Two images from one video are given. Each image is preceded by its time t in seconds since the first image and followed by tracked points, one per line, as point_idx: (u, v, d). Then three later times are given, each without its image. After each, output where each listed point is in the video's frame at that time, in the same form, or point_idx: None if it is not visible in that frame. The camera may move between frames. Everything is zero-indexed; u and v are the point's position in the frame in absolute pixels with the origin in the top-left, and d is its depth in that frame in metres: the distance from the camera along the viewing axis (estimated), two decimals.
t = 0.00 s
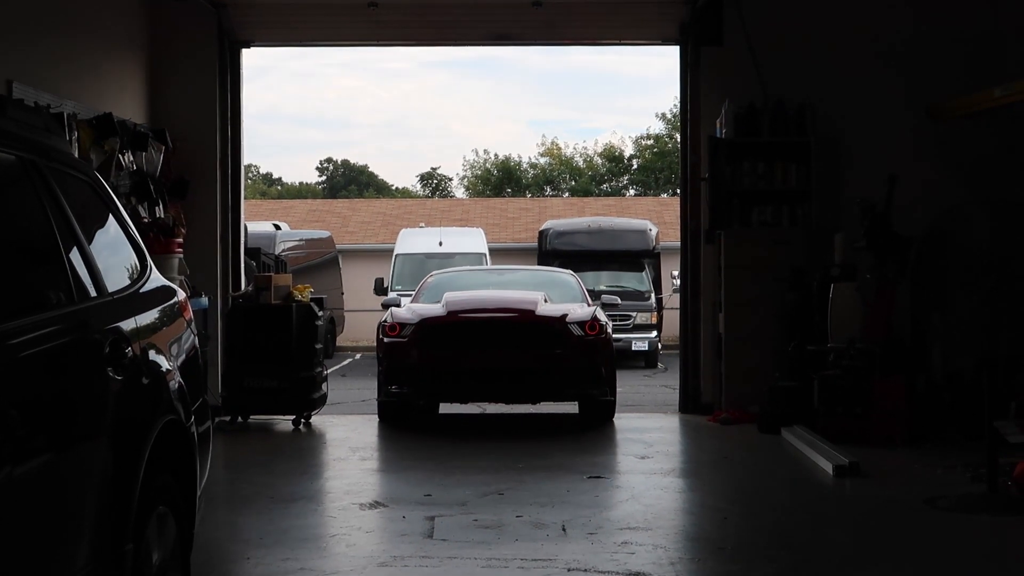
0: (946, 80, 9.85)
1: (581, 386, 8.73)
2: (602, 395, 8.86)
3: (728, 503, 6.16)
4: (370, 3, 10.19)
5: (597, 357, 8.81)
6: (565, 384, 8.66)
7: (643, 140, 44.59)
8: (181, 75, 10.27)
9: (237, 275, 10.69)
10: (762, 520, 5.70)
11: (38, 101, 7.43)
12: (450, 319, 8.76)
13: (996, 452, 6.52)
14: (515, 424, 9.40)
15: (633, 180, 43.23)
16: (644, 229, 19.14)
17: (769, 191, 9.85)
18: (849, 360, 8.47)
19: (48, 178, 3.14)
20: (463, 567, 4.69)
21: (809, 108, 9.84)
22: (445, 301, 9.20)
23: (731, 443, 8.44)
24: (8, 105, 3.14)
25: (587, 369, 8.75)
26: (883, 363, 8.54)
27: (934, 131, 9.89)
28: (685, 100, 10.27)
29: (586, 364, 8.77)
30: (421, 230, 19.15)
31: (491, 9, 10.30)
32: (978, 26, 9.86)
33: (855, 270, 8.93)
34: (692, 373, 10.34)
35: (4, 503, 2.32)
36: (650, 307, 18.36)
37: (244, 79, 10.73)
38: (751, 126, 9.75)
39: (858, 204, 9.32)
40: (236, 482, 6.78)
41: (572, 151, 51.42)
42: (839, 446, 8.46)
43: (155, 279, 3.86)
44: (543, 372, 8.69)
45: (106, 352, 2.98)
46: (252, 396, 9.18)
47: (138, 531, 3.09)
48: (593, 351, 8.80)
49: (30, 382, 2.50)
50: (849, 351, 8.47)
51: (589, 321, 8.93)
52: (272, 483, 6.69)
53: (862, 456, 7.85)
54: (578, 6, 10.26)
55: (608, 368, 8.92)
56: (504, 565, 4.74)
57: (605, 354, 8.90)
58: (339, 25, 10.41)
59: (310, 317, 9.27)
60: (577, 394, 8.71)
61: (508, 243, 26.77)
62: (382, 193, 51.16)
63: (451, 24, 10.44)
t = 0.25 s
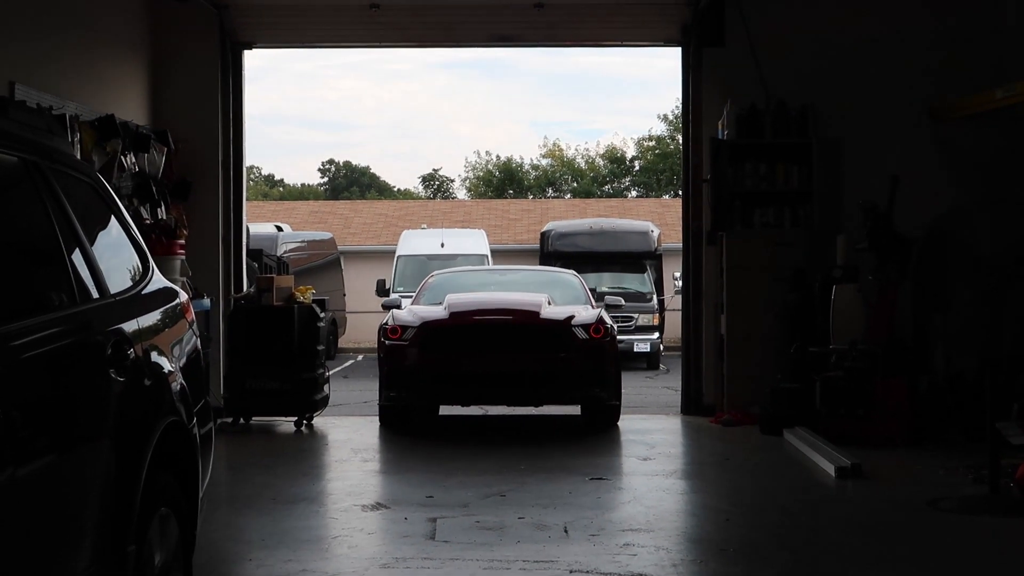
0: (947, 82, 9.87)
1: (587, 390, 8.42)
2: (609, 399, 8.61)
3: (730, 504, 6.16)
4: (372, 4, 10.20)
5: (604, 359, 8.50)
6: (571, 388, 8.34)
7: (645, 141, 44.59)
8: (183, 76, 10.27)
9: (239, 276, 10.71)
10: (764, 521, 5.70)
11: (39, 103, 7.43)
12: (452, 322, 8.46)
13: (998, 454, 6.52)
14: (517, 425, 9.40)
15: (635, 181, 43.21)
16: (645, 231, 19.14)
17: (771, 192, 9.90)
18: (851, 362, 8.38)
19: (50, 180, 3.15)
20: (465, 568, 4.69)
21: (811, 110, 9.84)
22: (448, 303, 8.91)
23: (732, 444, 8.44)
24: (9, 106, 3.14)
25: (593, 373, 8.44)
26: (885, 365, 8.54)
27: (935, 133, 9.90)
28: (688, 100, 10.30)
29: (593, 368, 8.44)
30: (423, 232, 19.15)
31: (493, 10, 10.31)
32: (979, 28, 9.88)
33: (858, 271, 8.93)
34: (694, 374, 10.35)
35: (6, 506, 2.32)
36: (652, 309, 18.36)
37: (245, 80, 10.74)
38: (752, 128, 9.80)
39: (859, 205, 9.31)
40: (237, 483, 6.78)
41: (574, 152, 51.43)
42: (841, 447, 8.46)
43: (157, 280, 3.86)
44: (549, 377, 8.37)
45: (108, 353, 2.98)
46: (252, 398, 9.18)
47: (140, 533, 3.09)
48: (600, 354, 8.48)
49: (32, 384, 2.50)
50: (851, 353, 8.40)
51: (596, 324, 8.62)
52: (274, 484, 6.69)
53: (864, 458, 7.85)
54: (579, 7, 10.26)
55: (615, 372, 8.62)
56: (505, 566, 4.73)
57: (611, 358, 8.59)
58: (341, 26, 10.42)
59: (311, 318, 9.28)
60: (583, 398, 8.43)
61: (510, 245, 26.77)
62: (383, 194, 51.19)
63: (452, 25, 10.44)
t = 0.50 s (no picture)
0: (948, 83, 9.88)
1: (587, 393, 8.44)
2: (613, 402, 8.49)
3: (730, 504, 6.17)
4: (374, 4, 10.23)
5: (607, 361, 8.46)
6: (575, 390, 8.24)
7: (646, 141, 44.61)
8: (184, 76, 10.27)
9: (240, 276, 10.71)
10: (765, 521, 5.70)
11: (41, 103, 7.44)
12: (453, 325, 8.36)
13: (999, 454, 6.52)
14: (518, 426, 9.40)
15: (636, 181, 43.20)
16: (647, 231, 19.14)
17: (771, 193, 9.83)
18: (851, 362, 8.34)
19: (52, 180, 3.14)
20: (466, 568, 4.70)
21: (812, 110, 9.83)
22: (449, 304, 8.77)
23: (732, 444, 8.45)
24: (10, 106, 3.14)
25: (598, 376, 8.35)
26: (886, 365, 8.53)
27: (936, 133, 9.92)
28: (690, 101, 10.30)
29: (596, 370, 8.37)
30: (424, 232, 19.16)
31: (494, 10, 10.31)
32: (979, 29, 9.90)
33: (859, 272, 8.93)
34: (695, 375, 10.36)
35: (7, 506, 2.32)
36: (653, 309, 18.37)
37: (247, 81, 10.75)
38: (753, 128, 9.76)
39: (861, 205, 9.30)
40: (238, 483, 6.79)
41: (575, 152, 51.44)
42: (842, 447, 8.46)
43: (158, 280, 3.86)
44: (552, 380, 8.28)
45: (109, 354, 2.98)
46: (254, 398, 9.19)
47: (141, 533, 3.09)
48: (603, 357, 8.40)
49: (32, 385, 2.49)
50: (852, 352, 8.33)
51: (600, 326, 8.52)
52: (274, 485, 6.70)
53: (865, 458, 7.85)
54: (580, 8, 10.27)
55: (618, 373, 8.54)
56: (507, 566, 4.74)
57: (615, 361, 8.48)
58: (342, 26, 10.42)
59: (312, 318, 9.30)
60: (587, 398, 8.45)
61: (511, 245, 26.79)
62: (385, 195, 51.21)
63: (453, 25, 10.43)
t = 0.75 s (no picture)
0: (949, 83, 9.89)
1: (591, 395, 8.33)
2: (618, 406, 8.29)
3: (731, 503, 6.17)
4: (375, 4, 10.22)
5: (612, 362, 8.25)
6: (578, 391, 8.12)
7: (648, 141, 44.62)
8: (186, 76, 10.28)
9: (241, 276, 10.71)
10: (766, 521, 5.71)
11: (42, 103, 7.44)
12: (456, 326, 8.14)
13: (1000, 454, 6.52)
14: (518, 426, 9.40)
15: (638, 181, 43.19)
16: (648, 231, 19.14)
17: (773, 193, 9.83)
18: (853, 362, 8.32)
19: (53, 180, 3.15)
20: (467, 568, 4.69)
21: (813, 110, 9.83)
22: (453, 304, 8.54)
23: (734, 444, 8.45)
24: (12, 107, 3.14)
25: (602, 378, 8.14)
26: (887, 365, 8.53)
27: (937, 134, 9.92)
28: (691, 101, 10.31)
29: (602, 373, 8.16)
30: (425, 232, 19.17)
31: (495, 11, 10.31)
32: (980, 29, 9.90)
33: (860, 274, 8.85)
34: (696, 375, 10.36)
35: (8, 506, 2.32)
36: (654, 309, 18.37)
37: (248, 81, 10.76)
38: (754, 129, 9.77)
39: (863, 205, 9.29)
40: (239, 483, 6.79)
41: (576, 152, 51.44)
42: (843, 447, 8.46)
43: (160, 281, 3.87)
44: (557, 382, 8.06)
45: (110, 354, 2.98)
46: (255, 397, 9.19)
47: (142, 533, 3.09)
48: (609, 359, 8.20)
49: (32, 385, 2.49)
50: (852, 352, 8.30)
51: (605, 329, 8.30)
52: (275, 484, 6.70)
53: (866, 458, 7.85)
54: (582, 8, 10.28)
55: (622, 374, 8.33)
56: (508, 566, 4.74)
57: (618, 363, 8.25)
58: (344, 26, 10.42)
59: (314, 318, 9.29)
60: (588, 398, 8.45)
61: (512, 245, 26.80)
62: (386, 194, 51.22)
63: (454, 25, 10.43)
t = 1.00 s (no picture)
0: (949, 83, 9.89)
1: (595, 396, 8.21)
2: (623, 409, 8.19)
3: (733, 503, 6.17)
4: (376, 3, 10.23)
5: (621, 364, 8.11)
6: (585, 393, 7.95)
7: (648, 141, 44.61)
8: (187, 76, 10.29)
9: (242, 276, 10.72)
10: (767, 521, 5.71)
11: (43, 103, 7.44)
12: (459, 329, 7.99)
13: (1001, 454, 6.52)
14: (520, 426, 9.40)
15: (639, 181, 43.17)
16: (649, 231, 19.14)
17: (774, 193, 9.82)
18: (854, 362, 8.40)
19: (55, 180, 3.15)
20: (468, 568, 4.69)
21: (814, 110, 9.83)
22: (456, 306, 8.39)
23: (735, 444, 8.44)
24: (13, 106, 3.15)
25: (608, 381, 8.00)
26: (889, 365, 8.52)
27: (938, 134, 9.92)
28: (691, 102, 10.33)
29: (608, 377, 8.03)
30: (426, 232, 19.17)
31: (496, 11, 10.31)
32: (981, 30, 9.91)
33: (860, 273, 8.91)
34: (697, 374, 10.36)
35: (9, 505, 2.32)
36: (654, 309, 18.36)
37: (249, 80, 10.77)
38: (755, 128, 9.78)
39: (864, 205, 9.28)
40: (240, 483, 6.79)
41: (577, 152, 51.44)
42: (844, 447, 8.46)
43: (160, 280, 3.87)
44: (562, 385, 7.91)
45: (111, 353, 2.98)
46: (256, 397, 9.19)
47: (143, 532, 3.09)
48: (615, 362, 8.06)
49: (34, 384, 2.49)
50: (854, 353, 8.37)
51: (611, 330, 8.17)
52: (276, 484, 6.70)
53: (866, 458, 7.85)
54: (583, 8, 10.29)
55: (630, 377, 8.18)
56: (508, 566, 4.74)
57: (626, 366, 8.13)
58: (345, 26, 10.43)
59: (314, 317, 9.29)
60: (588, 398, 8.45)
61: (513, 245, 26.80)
62: (387, 194, 51.24)
63: (455, 25, 10.44)
